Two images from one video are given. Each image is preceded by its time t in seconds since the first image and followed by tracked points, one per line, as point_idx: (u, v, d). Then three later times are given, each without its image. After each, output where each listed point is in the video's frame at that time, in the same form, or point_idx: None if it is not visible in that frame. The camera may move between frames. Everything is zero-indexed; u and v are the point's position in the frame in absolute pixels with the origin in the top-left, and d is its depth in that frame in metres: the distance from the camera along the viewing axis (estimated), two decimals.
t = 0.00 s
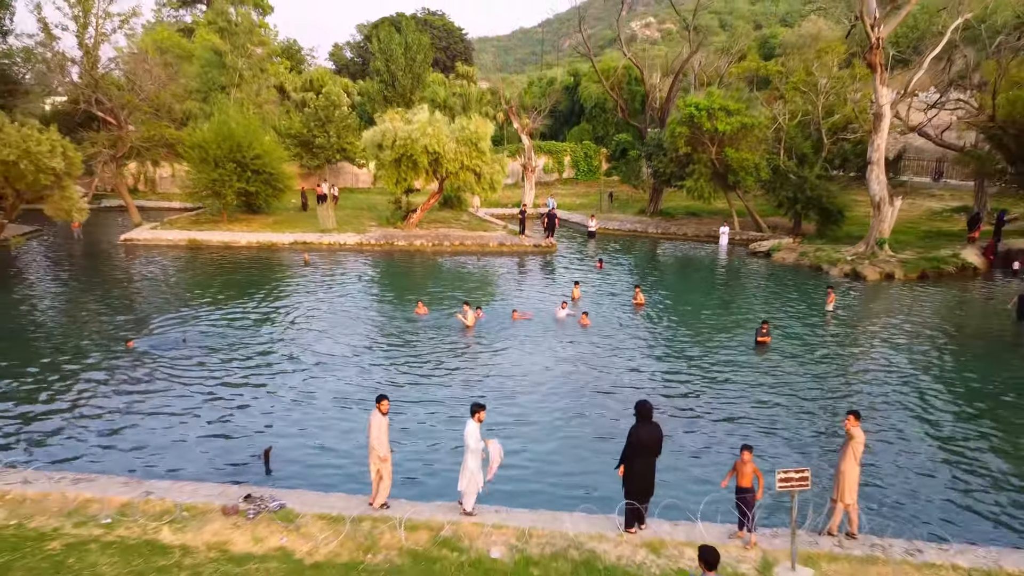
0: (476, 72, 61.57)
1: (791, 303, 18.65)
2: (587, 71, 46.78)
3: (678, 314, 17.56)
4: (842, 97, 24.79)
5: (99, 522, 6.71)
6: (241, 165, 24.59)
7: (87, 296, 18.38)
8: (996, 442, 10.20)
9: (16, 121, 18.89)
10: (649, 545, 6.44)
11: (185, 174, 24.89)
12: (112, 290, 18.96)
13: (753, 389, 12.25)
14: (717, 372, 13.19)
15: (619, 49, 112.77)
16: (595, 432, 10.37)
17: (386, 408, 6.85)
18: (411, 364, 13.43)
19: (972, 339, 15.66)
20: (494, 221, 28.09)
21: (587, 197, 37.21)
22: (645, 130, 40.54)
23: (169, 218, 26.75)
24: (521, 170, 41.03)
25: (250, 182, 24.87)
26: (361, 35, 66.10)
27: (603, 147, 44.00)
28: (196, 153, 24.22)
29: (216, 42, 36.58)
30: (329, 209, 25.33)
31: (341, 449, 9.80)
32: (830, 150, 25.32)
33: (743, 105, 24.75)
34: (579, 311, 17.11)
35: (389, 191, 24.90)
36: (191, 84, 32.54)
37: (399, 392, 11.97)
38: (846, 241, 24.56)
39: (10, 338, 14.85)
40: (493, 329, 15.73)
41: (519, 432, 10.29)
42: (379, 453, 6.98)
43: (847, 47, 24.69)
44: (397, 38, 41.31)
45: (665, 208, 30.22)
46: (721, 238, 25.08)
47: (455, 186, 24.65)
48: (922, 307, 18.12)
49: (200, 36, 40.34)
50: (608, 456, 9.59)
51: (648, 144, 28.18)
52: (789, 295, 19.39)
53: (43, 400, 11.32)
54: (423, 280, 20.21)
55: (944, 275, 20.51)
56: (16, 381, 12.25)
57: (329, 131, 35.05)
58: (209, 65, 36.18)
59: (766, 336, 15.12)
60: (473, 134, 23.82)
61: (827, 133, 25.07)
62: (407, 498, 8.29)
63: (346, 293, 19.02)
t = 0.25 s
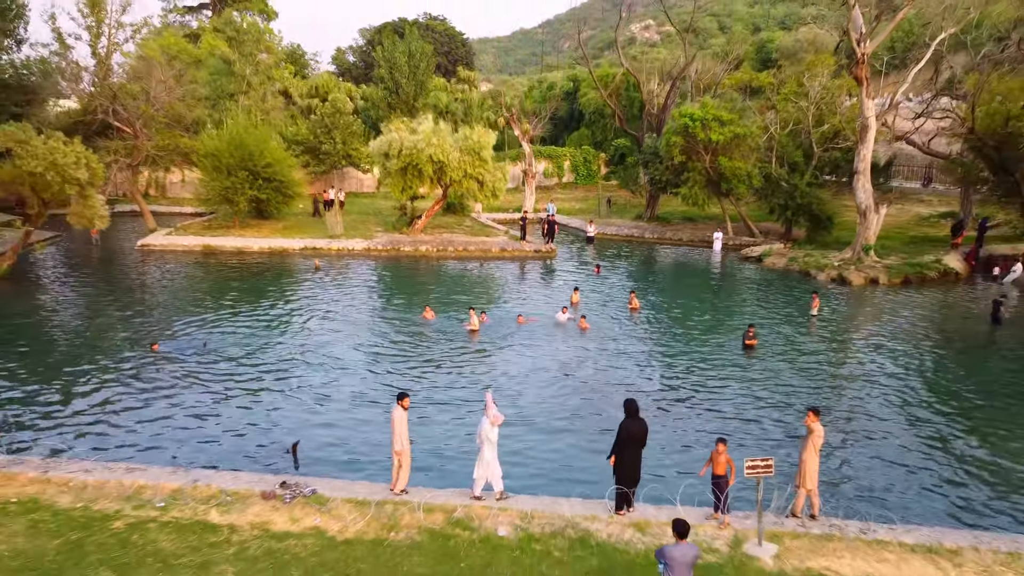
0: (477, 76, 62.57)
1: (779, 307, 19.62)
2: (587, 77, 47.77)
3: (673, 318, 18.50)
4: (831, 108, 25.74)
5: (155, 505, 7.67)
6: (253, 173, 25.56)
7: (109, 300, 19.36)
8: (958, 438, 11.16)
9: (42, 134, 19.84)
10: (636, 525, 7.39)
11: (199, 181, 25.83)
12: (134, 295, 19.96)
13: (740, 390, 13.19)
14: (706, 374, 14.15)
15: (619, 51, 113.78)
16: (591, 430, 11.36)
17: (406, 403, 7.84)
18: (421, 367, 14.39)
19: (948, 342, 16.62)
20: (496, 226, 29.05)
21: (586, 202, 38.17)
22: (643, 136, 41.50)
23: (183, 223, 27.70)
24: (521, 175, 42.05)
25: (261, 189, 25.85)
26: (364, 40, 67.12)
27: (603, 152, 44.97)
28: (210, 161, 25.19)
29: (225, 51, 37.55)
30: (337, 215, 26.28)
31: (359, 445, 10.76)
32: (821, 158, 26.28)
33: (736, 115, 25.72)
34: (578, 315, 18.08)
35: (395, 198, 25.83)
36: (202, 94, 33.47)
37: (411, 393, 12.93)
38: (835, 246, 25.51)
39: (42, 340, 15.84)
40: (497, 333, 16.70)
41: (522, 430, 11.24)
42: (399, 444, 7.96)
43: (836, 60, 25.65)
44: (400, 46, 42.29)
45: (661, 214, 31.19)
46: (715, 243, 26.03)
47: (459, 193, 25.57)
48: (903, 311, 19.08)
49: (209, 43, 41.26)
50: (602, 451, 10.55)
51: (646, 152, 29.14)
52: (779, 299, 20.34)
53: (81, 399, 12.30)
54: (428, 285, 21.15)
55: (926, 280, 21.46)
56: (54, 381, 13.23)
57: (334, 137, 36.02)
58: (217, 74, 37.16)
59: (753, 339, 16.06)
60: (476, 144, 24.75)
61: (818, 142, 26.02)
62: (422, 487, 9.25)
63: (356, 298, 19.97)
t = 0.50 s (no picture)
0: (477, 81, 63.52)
1: (767, 312, 20.62)
2: (586, 84, 48.79)
3: (667, 322, 19.48)
4: (821, 119, 26.73)
5: (200, 494, 8.67)
6: (264, 181, 26.55)
7: (130, 305, 20.35)
8: (923, 436, 12.16)
9: (66, 146, 20.82)
10: (626, 510, 8.39)
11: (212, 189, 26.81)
12: (154, 299, 20.94)
13: (727, 392, 14.18)
14: (696, 377, 15.16)
15: (618, 53, 114.73)
16: (588, 429, 12.35)
17: (421, 402, 8.81)
18: (429, 370, 15.40)
19: (925, 345, 17.62)
20: (497, 232, 30.05)
21: (585, 207, 39.15)
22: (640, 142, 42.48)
23: (195, 229, 28.69)
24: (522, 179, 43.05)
25: (272, 197, 26.84)
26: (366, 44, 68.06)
27: (602, 158, 45.99)
28: (222, 170, 26.18)
29: (233, 60, 38.53)
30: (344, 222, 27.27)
31: (375, 443, 11.76)
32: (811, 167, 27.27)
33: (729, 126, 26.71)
34: (576, 320, 19.08)
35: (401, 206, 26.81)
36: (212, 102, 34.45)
37: (421, 395, 13.94)
38: (825, 252, 26.50)
39: (71, 344, 16.83)
40: (500, 337, 17.70)
41: (524, 429, 12.24)
42: (415, 439, 8.94)
43: (825, 73, 26.65)
44: (403, 54, 43.25)
45: (658, 220, 32.17)
46: (709, 249, 27.02)
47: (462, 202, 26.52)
48: (886, 315, 20.07)
49: (217, 51, 42.24)
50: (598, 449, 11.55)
51: (643, 160, 30.13)
52: (769, 304, 21.32)
53: (115, 399, 13.30)
54: (434, 291, 22.14)
55: (910, 286, 22.45)
56: (88, 383, 14.23)
57: (340, 144, 37.00)
58: (226, 82, 38.12)
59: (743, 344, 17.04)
60: (478, 154, 25.72)
61: (808, 152, 27.01)
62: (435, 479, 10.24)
63: (366, 303, 20.95)
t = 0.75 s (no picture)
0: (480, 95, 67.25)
1: (732, 325, 24.38)
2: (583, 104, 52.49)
3: (648, 336, 23.18)
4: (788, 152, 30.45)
5: (303, 470, 12.46)
6: (298, 208, 30.32)
7: (195, 318, 24.13)
8: (836, 432, 15.91)
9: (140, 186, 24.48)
10: (601, 482, 12.11)
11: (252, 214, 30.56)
12: (213, 315, 24.66)
13: (691, 398, 17.89)
14: (667, 383, 18.93)
15: (615, 61, 118.52)
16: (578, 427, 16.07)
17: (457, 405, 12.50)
18: (453, 378, 19.17)
19: (859, 355, 21.40)
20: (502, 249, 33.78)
21: (582, 222, 42.85)
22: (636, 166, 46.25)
23: (236, 248, 32.40)
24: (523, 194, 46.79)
25: (305, 221, 30.61)
26: (375, 60, 71.75)
27: (597, 173, 49.72)
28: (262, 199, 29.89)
29: (260, 88, 42.19)
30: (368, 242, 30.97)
31: (417, 438, 15.52)
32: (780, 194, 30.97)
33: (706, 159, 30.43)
34: (572, 334, 22.83)
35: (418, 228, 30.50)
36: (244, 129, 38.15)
37: (449, 399, 17.70)
38: (791, 270, 30.21)
39: (157, 356, 20.55)
40: (508, 349, 21.45)
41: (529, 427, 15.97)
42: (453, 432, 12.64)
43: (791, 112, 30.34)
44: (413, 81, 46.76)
45: (646, 237, 35.91)
46: (689, 267, 30.72)
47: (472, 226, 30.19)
48: (831, 329, 23.86)
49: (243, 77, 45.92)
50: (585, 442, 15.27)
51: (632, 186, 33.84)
52: (736, 319, 25.04)
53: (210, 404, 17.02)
54: (451, 307, 25.85)
55: (858, 301, 26.18)
56: (183, 390, 17.95)
57: (359, 166, 40.66)
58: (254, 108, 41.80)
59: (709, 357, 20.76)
60: (486, 184, 29.46)
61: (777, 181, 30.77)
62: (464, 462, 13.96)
63: (393, 317, 24.66)
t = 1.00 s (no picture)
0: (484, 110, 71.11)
1: (705, 336, 28.36)
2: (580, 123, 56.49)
3: (632, 346, 27.17)
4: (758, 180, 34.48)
5: (360, 454, 16.43)
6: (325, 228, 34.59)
7: (243, 328, 28.11)
8: (778, 430, 19.89)
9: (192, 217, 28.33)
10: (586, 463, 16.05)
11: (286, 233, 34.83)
12: (258, 325, 28.66)
13: (663, 401, 21.88)
14: (644, 388, 22.93)
15: (613, 70, 122.60)
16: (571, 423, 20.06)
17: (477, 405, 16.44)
18: (467, 382, 23.17)
19: (808, 363, 25.40)
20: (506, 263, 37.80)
21: (579, 235, 46.76)
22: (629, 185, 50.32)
23: (269, 262, 36.37)
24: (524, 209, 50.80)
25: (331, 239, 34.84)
26: (384, 75, 75.66)
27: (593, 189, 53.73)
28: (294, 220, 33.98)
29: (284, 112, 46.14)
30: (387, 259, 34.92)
31: (441, 431, 19.51)
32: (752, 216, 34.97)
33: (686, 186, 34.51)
34: (566, 344, 26.82)
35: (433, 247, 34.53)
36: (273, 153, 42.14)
37: (465, 400, 21.70)
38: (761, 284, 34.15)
39: (219, 364, 24.55)
40: (512, 358, 25.43)
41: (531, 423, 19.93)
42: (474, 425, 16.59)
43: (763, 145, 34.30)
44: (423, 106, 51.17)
45: (635, 252, 39.88)
46: (672, 281, 34.68)
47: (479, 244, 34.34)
48: (790, 339, 27.85)
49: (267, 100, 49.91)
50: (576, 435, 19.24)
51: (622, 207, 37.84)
52: (709, 330, 29.01)
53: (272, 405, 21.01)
54: (463, 319, 29.82)
55: (816, 313, 30.10)
56: (248, 393, 21.94)
57: (375, 184, 45.14)
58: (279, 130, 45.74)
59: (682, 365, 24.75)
60: (492, 208, 33.69)
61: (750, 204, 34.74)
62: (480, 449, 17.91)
63: (414, 328, 28.62)
